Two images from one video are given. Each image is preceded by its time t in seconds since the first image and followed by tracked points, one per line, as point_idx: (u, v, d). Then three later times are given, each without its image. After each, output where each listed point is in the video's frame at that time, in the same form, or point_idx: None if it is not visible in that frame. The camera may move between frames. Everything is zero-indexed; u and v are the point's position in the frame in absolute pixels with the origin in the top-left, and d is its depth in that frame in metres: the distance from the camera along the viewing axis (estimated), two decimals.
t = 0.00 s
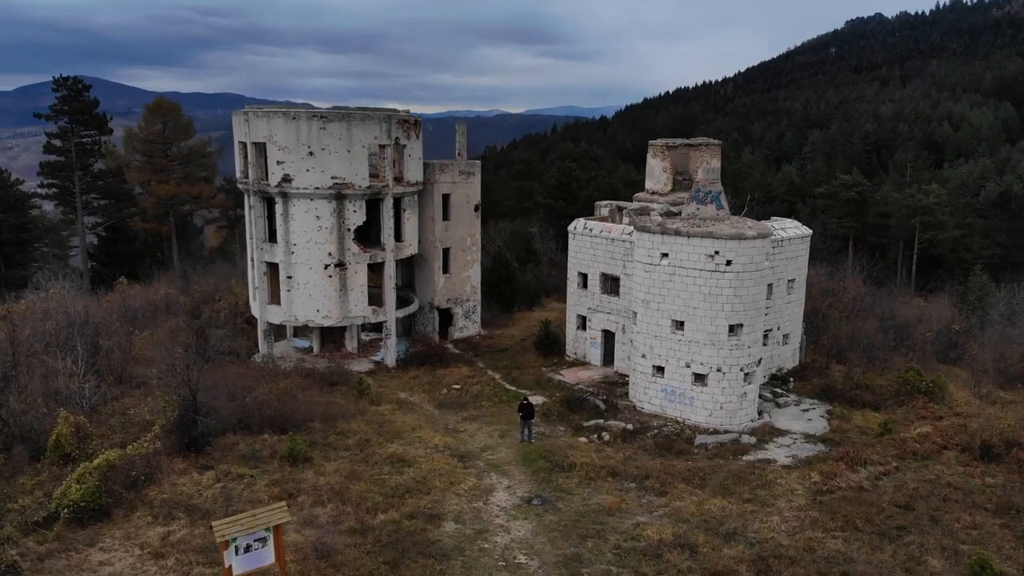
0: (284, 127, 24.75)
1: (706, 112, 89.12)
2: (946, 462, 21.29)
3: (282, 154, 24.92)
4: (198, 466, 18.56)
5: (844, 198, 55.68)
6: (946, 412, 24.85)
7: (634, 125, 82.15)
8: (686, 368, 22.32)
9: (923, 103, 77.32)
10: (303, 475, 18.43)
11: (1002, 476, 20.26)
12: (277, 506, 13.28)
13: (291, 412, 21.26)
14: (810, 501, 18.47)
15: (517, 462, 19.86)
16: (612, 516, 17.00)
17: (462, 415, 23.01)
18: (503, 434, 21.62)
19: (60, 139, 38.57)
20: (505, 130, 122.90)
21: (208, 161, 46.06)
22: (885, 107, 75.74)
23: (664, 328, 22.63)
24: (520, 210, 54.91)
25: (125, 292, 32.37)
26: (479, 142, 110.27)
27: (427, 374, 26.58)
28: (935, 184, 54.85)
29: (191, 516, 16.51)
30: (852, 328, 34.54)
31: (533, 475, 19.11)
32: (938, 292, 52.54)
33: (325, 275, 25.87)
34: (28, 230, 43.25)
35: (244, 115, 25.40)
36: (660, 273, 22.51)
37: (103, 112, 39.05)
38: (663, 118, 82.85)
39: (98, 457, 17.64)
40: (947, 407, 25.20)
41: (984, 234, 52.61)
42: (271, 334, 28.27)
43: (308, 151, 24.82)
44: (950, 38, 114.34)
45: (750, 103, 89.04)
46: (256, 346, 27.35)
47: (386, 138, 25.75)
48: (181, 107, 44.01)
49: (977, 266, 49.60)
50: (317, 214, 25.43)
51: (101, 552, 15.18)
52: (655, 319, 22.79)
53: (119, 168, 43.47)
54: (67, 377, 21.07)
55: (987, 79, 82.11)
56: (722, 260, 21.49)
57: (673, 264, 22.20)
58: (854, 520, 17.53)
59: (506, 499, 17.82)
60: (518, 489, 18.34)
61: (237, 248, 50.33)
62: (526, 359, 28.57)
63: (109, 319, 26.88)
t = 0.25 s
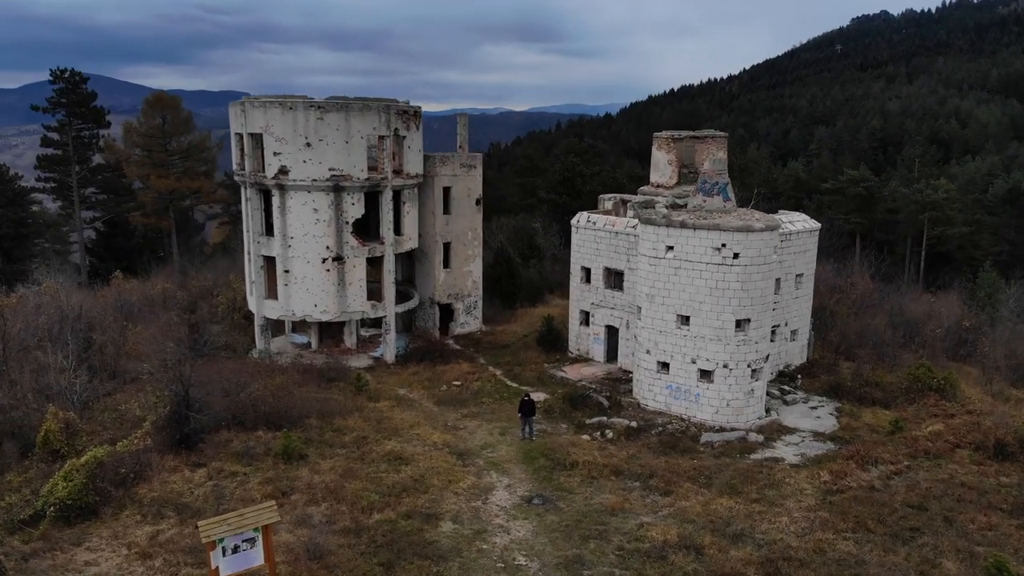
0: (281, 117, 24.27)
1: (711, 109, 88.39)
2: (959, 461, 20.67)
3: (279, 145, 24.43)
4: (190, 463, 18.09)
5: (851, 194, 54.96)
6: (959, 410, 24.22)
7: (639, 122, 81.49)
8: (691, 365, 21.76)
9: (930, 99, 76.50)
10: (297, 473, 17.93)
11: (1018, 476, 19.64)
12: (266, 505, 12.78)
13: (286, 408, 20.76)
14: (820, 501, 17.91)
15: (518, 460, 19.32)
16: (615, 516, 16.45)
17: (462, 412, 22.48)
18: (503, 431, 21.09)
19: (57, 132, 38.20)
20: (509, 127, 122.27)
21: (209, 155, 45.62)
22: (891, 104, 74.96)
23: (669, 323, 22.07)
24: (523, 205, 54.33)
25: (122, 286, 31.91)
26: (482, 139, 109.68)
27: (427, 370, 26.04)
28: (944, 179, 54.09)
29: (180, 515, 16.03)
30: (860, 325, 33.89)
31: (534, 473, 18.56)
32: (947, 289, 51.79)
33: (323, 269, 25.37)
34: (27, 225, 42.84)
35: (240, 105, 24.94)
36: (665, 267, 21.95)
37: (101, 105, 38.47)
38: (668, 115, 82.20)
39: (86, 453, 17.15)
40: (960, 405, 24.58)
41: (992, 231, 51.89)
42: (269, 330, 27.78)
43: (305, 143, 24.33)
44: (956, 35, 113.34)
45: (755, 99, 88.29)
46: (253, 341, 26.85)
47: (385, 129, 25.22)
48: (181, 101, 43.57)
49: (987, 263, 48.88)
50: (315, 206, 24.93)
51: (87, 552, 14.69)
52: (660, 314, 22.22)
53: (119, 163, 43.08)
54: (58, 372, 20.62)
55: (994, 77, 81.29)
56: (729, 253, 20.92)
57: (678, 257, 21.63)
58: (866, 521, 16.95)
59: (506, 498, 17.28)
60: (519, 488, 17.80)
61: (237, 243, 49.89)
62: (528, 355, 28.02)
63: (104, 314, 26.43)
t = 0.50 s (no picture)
0: (277, 106, 23.67)
1: (716, 105, 87.57)
2: (975, 459, 19.97)
3: (275, 134, 23.84)
4: (180, 460, 17.53)
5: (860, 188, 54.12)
6: (973, 406, 23.49)
7: (643, 117, 80.70)
8: (698, 359, 21.10)
9: (938, 94, 75.57)
10: (290, 470, 17.35)
11: None
12: (252, 504, 12.19)
13: (281, 403, 20.19)
14: (832, 501, 17.25)
15: (519, 457, 18.71)
16: (619, 516, 15.82)
17: (462, 408, 21.88)
18: (504, 428, 20.47)
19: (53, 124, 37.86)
20: (513, 123, 121.53)
21: (208, 148, 45.09)
22: (899, 99, 74.03)
23: (675, 317, 21.41)
24: (527, 200, 53.65)
25: (118, 280, 31.35)
26: (485, 136, 108.94)
27: (427, 365, 25.44)
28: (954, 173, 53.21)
29: (168, 513, 15.46)
30: (870, 320, 33.15)
31: (535, 471, 17.94)
32: (957, 285, 50.94)
33: (320, 262, 24.78)
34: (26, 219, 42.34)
35: (236, 93, 24.35)
36: (671, 259, 21.28)
37: (97, 96, 38.27)
38: (673, 111, 81.42)
39: (72, 449, 16.60)
40: (974, 401, 23.87)
41: (1003, 226, 51.04)
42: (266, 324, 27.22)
43: (302, 131, 23.72)
44: (964, 31, 112.18)
45: (761, 95, 87.39)
46: (249, 335, 26.28)
47: (384, 117, 24.59)
48: (180, 94, 43.08)
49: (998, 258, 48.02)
50: (312, 197, 24.34)
51: (70, 552, 14.13)
52: (665, 307, 21.57)
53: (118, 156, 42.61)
54: (47, 366, 20.09)
55: (1002, 73, 80.32)
56: (737, 244, 20.25)
57: (685, 249, 20.96)
58: (880, 521, 16.28)
59: (505, 497, 16.67)
60: (519, 486, 17.19)
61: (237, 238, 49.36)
62: (530, 350, 27.39)
63: (98, 308, 25.89)
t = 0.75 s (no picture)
0: (273, 94, 23.15)
1: (722, 100, 86.71)
2: (990, 457, 19.33)
3: (271, 123, 23.33)
4: (171, 456, 17.07)
5: (868, 181, 53.31)
6: (987, 403, 22.84)
7: (648, 112, 79.91)
8: (704, 354, 20.52)
9: (946, 89, 74.68)
10: (283, 466, 16.84)
11: None
12: (238, 502, 11.71)
13: (276, 397, 19.68)
14: (842, 500, 16.67)
15: (519, 454, 18.17)
16: (622, 515, 15.28)
17: (461, 403, 21.34)
18: (504, 424, 19.93)
19: (51, 115, 37.54)
20: (517, 119, 120.77)
21: (209, 141, 44.62)
22: (906, 94, 73.11)
23: (680, 310, 20.83)
24: (530, 194, 53.03)
25: (115, 273, 30.86)
26: (489, 132, 108.25)
27: (427, 360, 24.90)
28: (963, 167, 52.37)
29: (156, 510, 14.98)
30: (880, 315, 32.45)
31: (536, 468, 17.39)
32: (967, 280, 50.13)
33: (318, 254, 24.25)
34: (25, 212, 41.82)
35: (232, 81, 23.86)
36: (677, 250, 20.70)
37: (95, 87, 37.97)
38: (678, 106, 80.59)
39: (58, 444, 16.13)
40: (988, 398, 23.22)
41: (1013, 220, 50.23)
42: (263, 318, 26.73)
43: (298, 120, 23.20)
44: (972, 26, 110.98)
45: (767, 90, 86.50)
46: (246, 329, 25.77)
47: (383, 106, 24.04)
48: (179, 86, 42.58)
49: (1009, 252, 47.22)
50: (309, 187, 23.81)
51: (53, 550, 13.66)
52: (671, 300, 20.99)
53: (117, 149, 42.18)
54: (37, 359, 19.63)
55: (1011, 68, 79.33)
56: (745, 235, 19.65)
57: (691, 240, 20.37)
58: (893, 521, 15.69)
59: (505, 495, 16.13)
60: (519, 484, 16.65)
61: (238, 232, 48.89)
62: (532, 345, 26.84)
63: (92, 301, 25.44)
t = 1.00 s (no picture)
0: (269, 78, 22.55)
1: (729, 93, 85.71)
2: (1009, 453, 18.61)
3: (266, 108, 22.72)
4: (160, 449, 16.53)
5: (878, 173, 52.39)
6: (1004, 397, 22.09)
7: (654, 104, 78.99)
8: (712, 345, 19.85)
9: (957, 82, 73.56)
10: (274, 460, 16.27)
11: None
12: (221, 498, 11.10)
13: (270, 389, 19.11)
14: (855, 497, 16.01)
15: (519, 448, 17.55)
16: (626, 512, 14.65)
17: (461, 396, 20.73)
18: (504, 417, 19.31)
19: (47, 104, 37.13)
20: (522, 113, 119.91)
21: (209, 131, 44.07)
22: (916, 87, 72.06)
23: (687, 300, 20.16)
24: (534, 186, 52.32)
25: (112, 264, 30.31)
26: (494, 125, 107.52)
27: (426, 352, 24.30)
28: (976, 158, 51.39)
29: (142, 505, 14.44)
30: (891, 307, 31.66)
31: (537, 463, 16.78)
32: (979, 273, 49.22)
33: (315, 243, 23.64)
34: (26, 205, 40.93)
35: (227, 66, 23.26)
36: (683, 238, 20.02)
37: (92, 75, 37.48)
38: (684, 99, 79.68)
39: (42, 436, 15.59)
40: (1004, 391, 22.48)
41: None
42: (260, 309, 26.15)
43: (295, 105, 22.59)
44: (982, 19, 109.54)
45: (774, 83, 85.46)
46: (242, 320, 25.19)
47: (381, 91, 23.40)
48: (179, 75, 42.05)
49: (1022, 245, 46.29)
50: (305, 174, 23.20)
51: (33, 546, 13.11)
52: (677, 290, 20.32)
53: (117, 139, 41.72)
54: (24, 349, 19.11)
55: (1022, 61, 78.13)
56: (755, 222, 18.96)
57: (698, 227, 19.67)
58: (909, 519, 15.01)
59: (503, 490, 15.51)
60: (518, 479, 16.04)
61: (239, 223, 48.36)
62: (534, 337, 26.21)
63: (85, 291, 24.92)
